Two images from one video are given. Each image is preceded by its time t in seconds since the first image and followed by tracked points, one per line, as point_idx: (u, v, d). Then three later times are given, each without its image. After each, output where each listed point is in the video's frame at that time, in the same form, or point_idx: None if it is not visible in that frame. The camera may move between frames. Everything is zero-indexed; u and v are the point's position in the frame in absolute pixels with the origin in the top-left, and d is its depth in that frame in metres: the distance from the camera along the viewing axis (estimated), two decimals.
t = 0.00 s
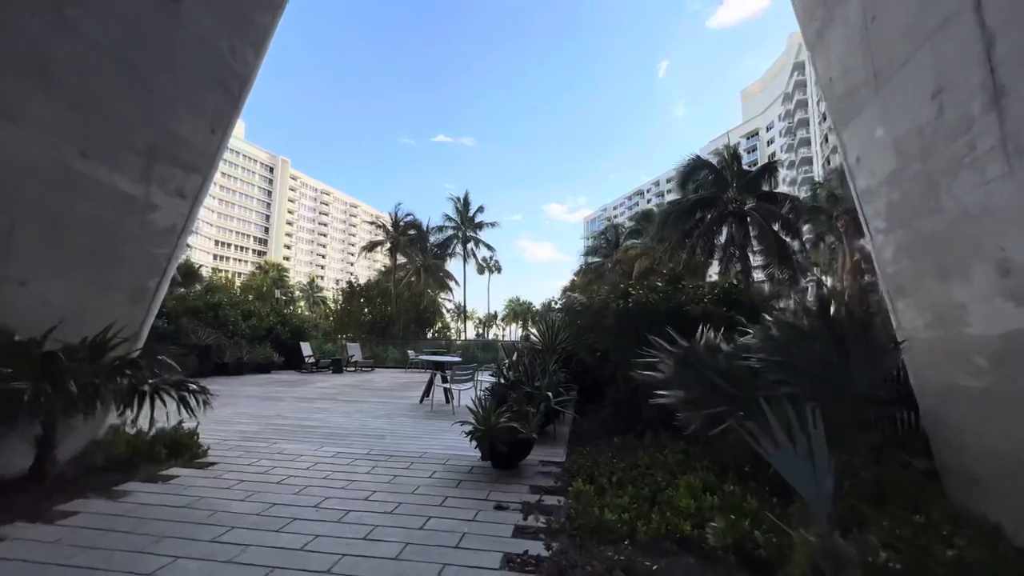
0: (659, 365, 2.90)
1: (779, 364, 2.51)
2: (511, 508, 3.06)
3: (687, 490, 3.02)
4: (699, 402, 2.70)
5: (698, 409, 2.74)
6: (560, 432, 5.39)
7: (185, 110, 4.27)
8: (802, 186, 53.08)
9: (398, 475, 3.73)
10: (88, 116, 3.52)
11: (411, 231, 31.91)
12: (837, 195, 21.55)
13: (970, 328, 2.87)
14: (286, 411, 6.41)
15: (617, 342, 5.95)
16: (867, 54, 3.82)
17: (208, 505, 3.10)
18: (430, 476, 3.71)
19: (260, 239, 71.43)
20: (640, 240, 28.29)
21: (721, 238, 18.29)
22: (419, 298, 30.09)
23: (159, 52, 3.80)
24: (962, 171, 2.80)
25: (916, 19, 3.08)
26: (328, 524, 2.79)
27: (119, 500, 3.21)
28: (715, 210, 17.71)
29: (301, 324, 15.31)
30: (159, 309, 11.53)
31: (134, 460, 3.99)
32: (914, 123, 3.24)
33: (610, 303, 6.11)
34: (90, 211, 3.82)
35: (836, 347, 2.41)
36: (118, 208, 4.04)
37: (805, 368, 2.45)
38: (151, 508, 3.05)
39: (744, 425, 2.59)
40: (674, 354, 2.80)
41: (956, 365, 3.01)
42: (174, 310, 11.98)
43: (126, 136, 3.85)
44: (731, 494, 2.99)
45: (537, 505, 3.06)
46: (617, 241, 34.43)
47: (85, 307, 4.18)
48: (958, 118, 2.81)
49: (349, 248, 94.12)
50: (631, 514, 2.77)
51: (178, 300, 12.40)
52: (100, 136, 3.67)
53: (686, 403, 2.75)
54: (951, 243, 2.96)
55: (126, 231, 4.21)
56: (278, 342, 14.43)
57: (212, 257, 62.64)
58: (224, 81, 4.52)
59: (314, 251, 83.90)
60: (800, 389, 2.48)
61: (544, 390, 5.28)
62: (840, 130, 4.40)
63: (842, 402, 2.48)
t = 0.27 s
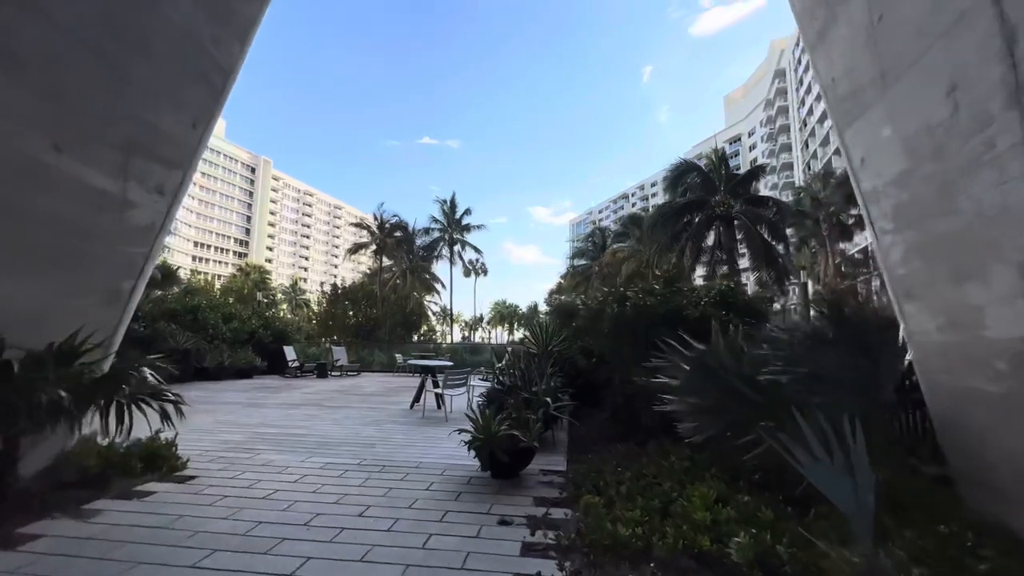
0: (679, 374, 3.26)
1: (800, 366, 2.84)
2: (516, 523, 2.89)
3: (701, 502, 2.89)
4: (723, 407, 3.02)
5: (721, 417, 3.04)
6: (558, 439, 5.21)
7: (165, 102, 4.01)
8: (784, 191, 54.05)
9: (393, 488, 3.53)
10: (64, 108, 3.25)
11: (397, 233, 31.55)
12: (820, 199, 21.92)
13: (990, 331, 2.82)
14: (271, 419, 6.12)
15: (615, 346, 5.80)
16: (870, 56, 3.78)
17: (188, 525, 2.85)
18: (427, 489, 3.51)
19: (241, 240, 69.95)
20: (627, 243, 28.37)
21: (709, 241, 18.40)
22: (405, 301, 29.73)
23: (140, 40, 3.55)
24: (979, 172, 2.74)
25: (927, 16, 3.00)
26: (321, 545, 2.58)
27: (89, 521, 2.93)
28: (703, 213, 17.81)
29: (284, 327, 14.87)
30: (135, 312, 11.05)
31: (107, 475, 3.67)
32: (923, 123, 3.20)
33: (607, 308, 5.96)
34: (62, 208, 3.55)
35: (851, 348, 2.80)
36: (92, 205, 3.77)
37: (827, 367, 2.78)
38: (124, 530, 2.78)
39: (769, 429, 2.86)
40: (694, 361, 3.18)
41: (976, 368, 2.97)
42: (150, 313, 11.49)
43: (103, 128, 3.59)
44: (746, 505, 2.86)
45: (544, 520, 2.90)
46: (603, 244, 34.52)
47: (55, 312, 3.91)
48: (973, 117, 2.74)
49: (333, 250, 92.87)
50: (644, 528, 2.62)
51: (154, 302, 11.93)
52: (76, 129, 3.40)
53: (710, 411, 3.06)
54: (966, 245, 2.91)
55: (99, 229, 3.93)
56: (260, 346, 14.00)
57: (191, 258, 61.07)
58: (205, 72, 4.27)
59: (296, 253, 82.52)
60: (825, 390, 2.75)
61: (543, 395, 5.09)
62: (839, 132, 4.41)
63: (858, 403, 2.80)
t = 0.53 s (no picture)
0: (714, 375, 2.94)
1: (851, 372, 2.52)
2: (531, 540, 2.73)
3: (724, 515, 2.77)
4: (765, 415, 2.68)
5: (760, 424, 2.72)
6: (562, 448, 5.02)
7: (148, 97, 3.78)
8: (767, 195, 55.04)
9: (395, 503, 3.34)
10: (39, 98, 3.01)
11: (383, 236, 31.18)
12: (804, 203, 22.29)
13: (1014, 334, 2.78)
14: (259, 429, 5.83)
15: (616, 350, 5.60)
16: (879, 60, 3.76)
17: (177, 550, 2.62)
18: (432, 503, 3.34)
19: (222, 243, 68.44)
20: (615, 246, 28.47)
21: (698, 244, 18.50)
22: (392, 304, 29.34)
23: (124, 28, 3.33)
24: (1002, 172, 2.71)
25: (944, 14, 2.95)
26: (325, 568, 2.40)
27: (63, 547, 2.68)
28: (692, 217, 17.96)
29: (269, 333, 14.49)
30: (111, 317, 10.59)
31: (84, 494, 3.36)
32: (940, 124, 3.15)
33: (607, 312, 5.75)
34: (40, 205, 3.31)
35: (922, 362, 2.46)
36: (71, 204, 3.53)
37: (887, 380, 2.44)
38: (105, 557, 2.54)
39: (817, 440, 2.55)
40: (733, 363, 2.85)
41: (996, 373, 2.96)
42: (129, 319, 11.06)
43: (84, 121, 3.36)
44: (771, 518, 2.74)
45: (559, 536, 2.75)
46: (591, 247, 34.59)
47: (29, 318, 3.64)
48: (997, 116, 2.71)
49: (317, 254, 91.61)
50: (667, 546, 2.49)
51: (132, 308, 11.49)
52: (55, 123, 3.17)
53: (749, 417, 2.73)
54: (988, 246, 2.88)
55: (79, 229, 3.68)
56: (243, 352, 13.58)
57: (170, 262, 59.46)
58: (192, 66, 4.04)
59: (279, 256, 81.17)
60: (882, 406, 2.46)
61: (546, 402, 4.86)
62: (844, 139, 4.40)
63: (926, 420, 2.47)
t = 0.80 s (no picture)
0: (741, 383, 2.15)
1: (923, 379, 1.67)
2: (543, 560, 2.58)
3: (745, 530, 2.65)
4: (802, 429, 1.89)
5: (798, 439, 1.91)
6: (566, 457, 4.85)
7: (127, 90, 3.54)
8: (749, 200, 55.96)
9: (397, 519, 3.17)
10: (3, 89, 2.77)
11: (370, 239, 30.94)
12: (789, 207, 22.63)
13: None
14: (246, 439, 5.58)
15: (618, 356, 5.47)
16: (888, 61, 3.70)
17: None
18: (435, 520, 3.17)
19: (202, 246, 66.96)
20: (603, 249, 28.53)
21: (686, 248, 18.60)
22: (378, 308, 28.93)
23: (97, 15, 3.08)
24: None
25: (958, 14, 2.87)
26: None
27: None
28: (681, 220, 18.09)
29: (253, 338, 14.09)
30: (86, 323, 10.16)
31: (55, 518, 3.08)
32: (954, 124, 3.08)
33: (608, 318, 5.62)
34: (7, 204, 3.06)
35: (1022, 361, 1.53)
36: (41, 203, 3.26)
37: (971, 388, 1.58)
38: None
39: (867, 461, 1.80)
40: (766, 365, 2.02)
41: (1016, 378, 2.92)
42: (104, 324, 10.62)
43: (55, 116, 3.11)
44: (796, 534, 2.59)
45: (572, 557, 2.60)
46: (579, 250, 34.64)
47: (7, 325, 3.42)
48: (1018, 118, 2.65)
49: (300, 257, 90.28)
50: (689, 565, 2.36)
51: (109, 313, 11.04)
52: (21, 116, 2.93)
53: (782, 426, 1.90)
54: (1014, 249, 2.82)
55: (50, 229, 3.42)
56: (226, 358, 13.17)
57: (148, 265, 57.92)
58: (174, 59, 3.79)
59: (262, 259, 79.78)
60: (967, 415, 1.58)
61: (548, 410, 4.70)
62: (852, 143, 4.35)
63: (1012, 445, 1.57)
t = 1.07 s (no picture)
0: (777, 388, 2.01)
1: (983, 387, 1.50)
2: None
3: (767, 540, 2.51)
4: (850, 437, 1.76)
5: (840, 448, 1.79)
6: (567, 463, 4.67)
7: (99, 75, 3.27)
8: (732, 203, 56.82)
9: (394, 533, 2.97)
10: None
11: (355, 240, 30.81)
12: (774, 209, 22.91)
13: None
14: (229, 448, 5.29)
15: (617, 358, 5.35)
16: (897, 53, 3.58)
17: None
18: (435, 533, 2.98)
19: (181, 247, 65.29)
20: (591, 250, 28.57)
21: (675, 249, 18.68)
22: (363, 310, 28.46)
23: None
24: None
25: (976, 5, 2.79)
26: None
27: None
28: (670, 222, 18.17)
29: (234, 340, 13.63)
30: (55, 326, 9.65)
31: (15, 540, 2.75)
32: (971, 118, 3.01)
33: (607, 318, 5.50)
34: None
35: None
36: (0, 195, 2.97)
37: None
38: None
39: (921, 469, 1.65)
40: (802, 365, 1.87)
41: None
42: (76, 327, 10.11)
43: (18, 100, 2.83)
44: (821, 545, 2.46)
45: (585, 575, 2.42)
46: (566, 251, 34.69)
47: None
48: None
49: (283, 258, 88.67)
50: None
51: (81, 315, 10.52)
52: None
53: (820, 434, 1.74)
54: None
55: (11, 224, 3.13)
56: (205, 362, 12.71)
57: (124, 266, 56.21)
58: (150, 44, 3.53)
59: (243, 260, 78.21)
60: None
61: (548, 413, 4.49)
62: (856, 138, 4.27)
63: None
